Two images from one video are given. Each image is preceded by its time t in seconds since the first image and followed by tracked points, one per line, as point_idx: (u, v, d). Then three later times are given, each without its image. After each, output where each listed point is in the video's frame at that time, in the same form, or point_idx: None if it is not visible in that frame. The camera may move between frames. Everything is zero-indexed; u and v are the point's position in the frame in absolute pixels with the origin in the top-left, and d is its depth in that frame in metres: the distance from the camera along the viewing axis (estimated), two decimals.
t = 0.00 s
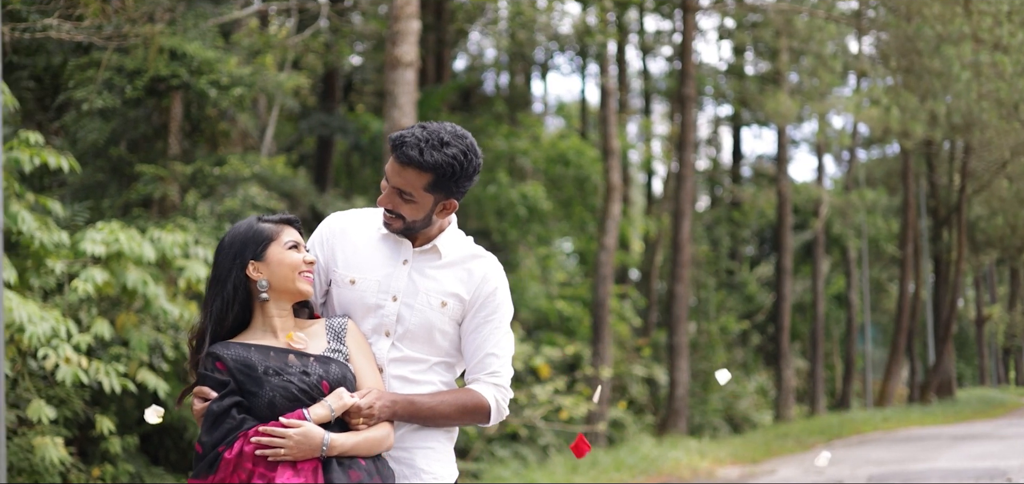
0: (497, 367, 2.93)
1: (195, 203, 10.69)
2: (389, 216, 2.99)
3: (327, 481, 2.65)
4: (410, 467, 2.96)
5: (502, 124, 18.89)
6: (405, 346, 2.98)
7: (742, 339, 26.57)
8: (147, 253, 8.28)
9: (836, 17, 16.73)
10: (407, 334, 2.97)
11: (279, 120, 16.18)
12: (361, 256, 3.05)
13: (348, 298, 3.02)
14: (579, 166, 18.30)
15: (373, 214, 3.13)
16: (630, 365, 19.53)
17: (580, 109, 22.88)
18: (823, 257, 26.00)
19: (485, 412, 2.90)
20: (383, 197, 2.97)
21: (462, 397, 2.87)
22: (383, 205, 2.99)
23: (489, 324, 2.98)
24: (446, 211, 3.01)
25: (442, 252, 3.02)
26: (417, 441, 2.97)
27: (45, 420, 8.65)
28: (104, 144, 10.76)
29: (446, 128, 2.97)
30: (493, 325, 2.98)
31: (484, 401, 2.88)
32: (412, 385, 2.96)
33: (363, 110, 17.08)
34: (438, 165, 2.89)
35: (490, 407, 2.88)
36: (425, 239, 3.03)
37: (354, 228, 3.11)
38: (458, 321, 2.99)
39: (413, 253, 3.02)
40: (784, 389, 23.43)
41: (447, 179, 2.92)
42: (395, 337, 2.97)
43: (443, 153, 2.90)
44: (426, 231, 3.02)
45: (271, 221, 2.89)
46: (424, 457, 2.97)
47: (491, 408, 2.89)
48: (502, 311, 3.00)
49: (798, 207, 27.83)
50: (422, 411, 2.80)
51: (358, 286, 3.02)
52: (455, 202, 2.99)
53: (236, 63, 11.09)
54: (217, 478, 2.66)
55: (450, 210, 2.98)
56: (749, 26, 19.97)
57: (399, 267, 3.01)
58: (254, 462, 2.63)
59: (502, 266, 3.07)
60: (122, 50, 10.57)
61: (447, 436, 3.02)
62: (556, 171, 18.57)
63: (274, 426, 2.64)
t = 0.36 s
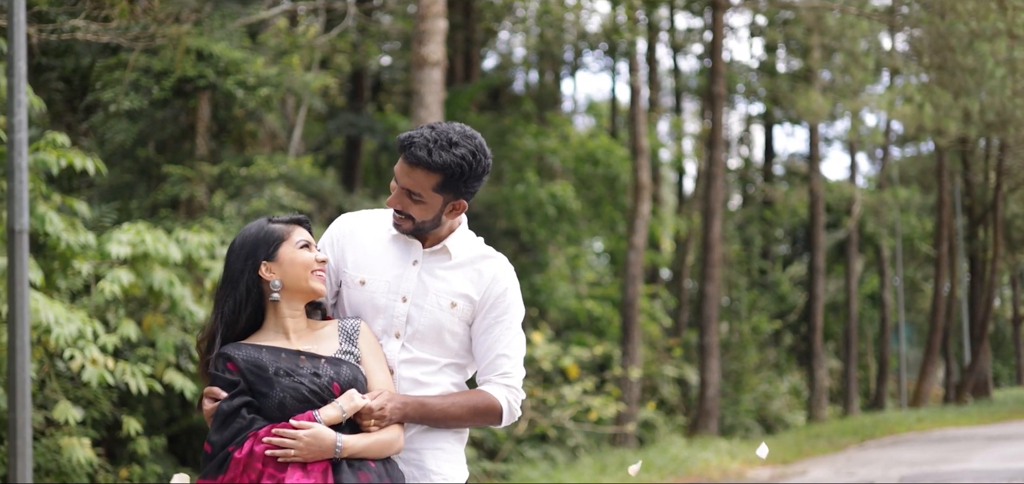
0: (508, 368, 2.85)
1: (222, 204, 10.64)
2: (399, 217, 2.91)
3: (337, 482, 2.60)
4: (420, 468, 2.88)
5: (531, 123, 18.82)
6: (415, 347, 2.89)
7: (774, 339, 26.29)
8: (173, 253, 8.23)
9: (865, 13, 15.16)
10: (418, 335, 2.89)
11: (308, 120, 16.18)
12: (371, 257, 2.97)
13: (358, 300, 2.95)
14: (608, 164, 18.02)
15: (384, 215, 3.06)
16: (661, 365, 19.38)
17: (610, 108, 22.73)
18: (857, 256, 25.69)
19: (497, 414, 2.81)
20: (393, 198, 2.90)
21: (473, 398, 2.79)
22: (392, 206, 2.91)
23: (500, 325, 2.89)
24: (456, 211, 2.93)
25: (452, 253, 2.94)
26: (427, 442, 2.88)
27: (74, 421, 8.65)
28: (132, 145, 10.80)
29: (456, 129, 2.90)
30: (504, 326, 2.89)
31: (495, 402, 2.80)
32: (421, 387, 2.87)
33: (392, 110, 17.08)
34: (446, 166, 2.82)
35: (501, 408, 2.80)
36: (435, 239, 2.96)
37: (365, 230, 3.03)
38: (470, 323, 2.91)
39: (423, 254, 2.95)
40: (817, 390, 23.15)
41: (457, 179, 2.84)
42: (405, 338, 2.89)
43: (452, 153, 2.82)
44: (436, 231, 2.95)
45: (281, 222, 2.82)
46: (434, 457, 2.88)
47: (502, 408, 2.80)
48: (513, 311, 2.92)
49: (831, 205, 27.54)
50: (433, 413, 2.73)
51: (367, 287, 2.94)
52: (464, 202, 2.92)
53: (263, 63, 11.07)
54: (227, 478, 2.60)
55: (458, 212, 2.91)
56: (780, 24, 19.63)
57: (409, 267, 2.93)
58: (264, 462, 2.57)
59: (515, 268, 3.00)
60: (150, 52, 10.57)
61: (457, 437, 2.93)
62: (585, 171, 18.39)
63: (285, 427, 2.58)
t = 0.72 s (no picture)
0: (521, 369, 2.80)
1: (251, 204, 10.62)
2: (412, 218, 2.85)
3: None
4: (432, 469, 2.85)
5: (562, 121, 18.77)
6: (428, 347, 2.84)
7: (809, 338, 26.03)
8: (199, 254, 8.18)
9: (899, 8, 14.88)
10: (430, 335, 2.83)
11: (339, 120, 16.20)
12: (383, 257, 2.91)
13: (370, 301, 2.89)
14: (638, 164, 17.77)
15: (397, 215, 3.00)
16: (694, 364, 19.23)
17: (641, 107, 22.60)
18: (892, 255, 25.37)
19: (510, 415, 2.76)
20: (405, 198, 2.83)
21: (486, 399, 2.74)
22: (405, 208, 2.85)
23: (513, 326, 2.84)
24: (469, 211, 2.86)
25: (465, 253, 2.89)
26: (439, 443, 2.86)
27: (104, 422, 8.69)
28: (161, 146, 10.86)
29: (467, 128, 2.82)
30: (516, 327, 2.84)
31: (508, 403, 2.74)
32: (434, 388, 2.81)
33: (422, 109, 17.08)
34: (458, 166, 2.75)
35: (515, 409, 2.75)
36: (448, 239, 2.90)
37: (377, 230, 2.97)
38: (484, 323, 2.85)
39: (435, 254, 2.89)
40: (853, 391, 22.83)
41: (470, 180, 2.78)
42: (418, 338, 2.83)
43: (464, 154, 2.75)
44: (449, 231, 2.89)
45: (292, 221, 2.77)
46: (445, 457, 2.86)
47: (515, 410, 2.75)
48: (526, 312, 2.86)
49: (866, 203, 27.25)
50: (446, 414, 2.68)
51: (380, 286, 2.88)
52: (477, 202, 2.85)
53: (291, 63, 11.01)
54: (237, 478, 2.56)
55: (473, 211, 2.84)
56: (813, 20, 19.19)
57: (422, 268, 2.87)
58: (274, 463, 2.53)
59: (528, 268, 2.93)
60: (179, 52, 10.57)
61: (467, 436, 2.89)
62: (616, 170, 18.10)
63: (295, 428, 2.54)
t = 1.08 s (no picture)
0: (534, 370, 2.76)
1: (279, 204, 10.60)
2: (425, 216, 2.80)
3: None
4: (444, 469, 2.83)
5: (592, 120, 18.66)
6: (440, 348, 2.81)
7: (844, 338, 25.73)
8: (225, 255, 8.14)
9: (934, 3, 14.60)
10: (443, 335, 2.80)
11: (368, 120, 16.22)
12: (396, 257, 2.88)
13: (382, 299, 2.85)
14: (670, 162, 17.67)
15: (410, 215, 2.96)
16: (727, 364, 19.05)
17: (673, 104, 22.42)
18: (928, 254, 25.03)
19: (522, 417, 2.73)
20: (417, 197, 2.78)
21: (498, 401, 2.70)
22: (417, 206, 2.80)
23: (526, 327, 2.80)
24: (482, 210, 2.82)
25: (478, 253, 2.85)
26: (450, 444, 2.83)
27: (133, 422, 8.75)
28: (189, 147, 10.90)
29: (479, 126, 2.77)
30: (530, 328, 2.80)
31: (520, 404, 2.71)
32: (445, 389, 2.78)
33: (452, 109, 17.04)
34: (471, 163, 2.69)
35: (527, 410, 2.72)
36: (461, 239, 2.86)
37: (390, 229, 2.93)
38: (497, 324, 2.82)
39: (448, 253, 2.85)
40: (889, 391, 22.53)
41: (483, 178, 2.72)
42: (430, 338, 2.80)
43: (476, 151, 2.70)
44: (462, 230, 2.84)
45: (302, 220, 2.73)
46: (457, 457, 2.83)
47: (528, 411, 2.72)
48: (540, 313, 2.82)
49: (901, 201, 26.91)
50: (458, 415, 2.64)
51: (392, 286, 2.85)
52: (491, 200, 2.79)
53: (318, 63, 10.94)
54: (246, 478, 2.52)
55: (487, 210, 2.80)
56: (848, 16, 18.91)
57: (435, 268, 2.84)
58: (282, 465, 2.49)
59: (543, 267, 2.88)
60: (207, 52, 10.57)
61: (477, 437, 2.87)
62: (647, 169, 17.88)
63: (304, 431, 2.50)
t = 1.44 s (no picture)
0: (549, 370, 2.72)
1: (309, 204, 10.60)
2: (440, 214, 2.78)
3: None
4: (457, 469, 2.80)
5: (625, 119, 18.53)
6: (454, 347, 2.78)
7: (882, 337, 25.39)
8: (254, 254, 8.12)
9: None
10: (456, 335, 2.77)
11: (399, 120, 16.21)
12: (410, 256, 2.86)
13: (396, 298, 2.83)
14: (702, 161, 17.16)
15: (425, 214, 2.94)
16: (761, 364, 18.87)
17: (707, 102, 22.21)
18: (967, 252, 24.65)
19: (536, 417, 2.69)
20: (433, 194, 2.76)
21: (512, 400, 2.66)
22: (433, 203, 2.77)
23: (540, 326, 2.77)
24: (497, 208, 2.80)
25: (492, 252, 2.83)
26: (463, 444, 2.80)
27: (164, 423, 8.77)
28: (219, 149, 10.95)
29: (495, 123, 2.75)
30: (544, 328, 2.77)
31: (535, 404, 2.67)
32: (459, 389, 2.75)
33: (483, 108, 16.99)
34: (486, 159, 2.67)
35: (542, 410, 2.68)
36: (475, 238, 2.84)
37: (405, 227, 2.91)
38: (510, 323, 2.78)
39: (463, 252, 2.83)
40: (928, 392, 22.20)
41: (498, 174, 2.70)
42: (444, 337, 2.78)
43: (492, 147, 2.68)
44: (477, 229, 2.83)
45: (316, 218, 2.71)
46: (470, 458, 2.80)
47: (542, 411, 2.68)
48: (554, 313, 2.79)
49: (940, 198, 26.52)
50: (472, 416, 2.60)
51: (406, 285, 2.82)
52: (506, 199, 2.78)
53: (347, 63, 10.90)
54: (256, 479, 2.49)
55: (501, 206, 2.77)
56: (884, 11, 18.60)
57: (449, 267, 2.82)
58: (293, 466, 2.46)
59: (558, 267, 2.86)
60: (236, 52, 10.57)
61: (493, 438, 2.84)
62: (679, 167, 17.59)
63: (314, 432, 2.47)
